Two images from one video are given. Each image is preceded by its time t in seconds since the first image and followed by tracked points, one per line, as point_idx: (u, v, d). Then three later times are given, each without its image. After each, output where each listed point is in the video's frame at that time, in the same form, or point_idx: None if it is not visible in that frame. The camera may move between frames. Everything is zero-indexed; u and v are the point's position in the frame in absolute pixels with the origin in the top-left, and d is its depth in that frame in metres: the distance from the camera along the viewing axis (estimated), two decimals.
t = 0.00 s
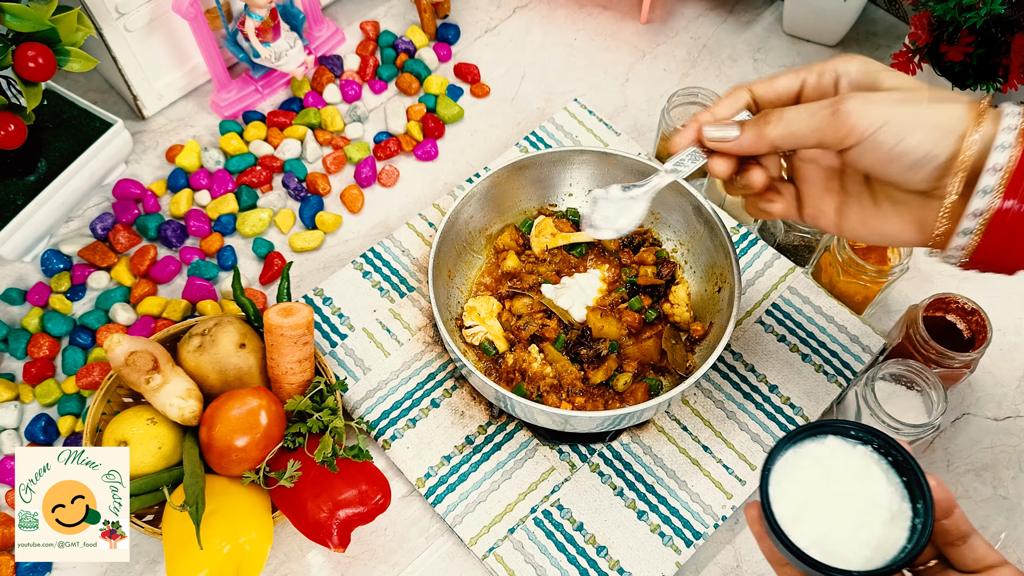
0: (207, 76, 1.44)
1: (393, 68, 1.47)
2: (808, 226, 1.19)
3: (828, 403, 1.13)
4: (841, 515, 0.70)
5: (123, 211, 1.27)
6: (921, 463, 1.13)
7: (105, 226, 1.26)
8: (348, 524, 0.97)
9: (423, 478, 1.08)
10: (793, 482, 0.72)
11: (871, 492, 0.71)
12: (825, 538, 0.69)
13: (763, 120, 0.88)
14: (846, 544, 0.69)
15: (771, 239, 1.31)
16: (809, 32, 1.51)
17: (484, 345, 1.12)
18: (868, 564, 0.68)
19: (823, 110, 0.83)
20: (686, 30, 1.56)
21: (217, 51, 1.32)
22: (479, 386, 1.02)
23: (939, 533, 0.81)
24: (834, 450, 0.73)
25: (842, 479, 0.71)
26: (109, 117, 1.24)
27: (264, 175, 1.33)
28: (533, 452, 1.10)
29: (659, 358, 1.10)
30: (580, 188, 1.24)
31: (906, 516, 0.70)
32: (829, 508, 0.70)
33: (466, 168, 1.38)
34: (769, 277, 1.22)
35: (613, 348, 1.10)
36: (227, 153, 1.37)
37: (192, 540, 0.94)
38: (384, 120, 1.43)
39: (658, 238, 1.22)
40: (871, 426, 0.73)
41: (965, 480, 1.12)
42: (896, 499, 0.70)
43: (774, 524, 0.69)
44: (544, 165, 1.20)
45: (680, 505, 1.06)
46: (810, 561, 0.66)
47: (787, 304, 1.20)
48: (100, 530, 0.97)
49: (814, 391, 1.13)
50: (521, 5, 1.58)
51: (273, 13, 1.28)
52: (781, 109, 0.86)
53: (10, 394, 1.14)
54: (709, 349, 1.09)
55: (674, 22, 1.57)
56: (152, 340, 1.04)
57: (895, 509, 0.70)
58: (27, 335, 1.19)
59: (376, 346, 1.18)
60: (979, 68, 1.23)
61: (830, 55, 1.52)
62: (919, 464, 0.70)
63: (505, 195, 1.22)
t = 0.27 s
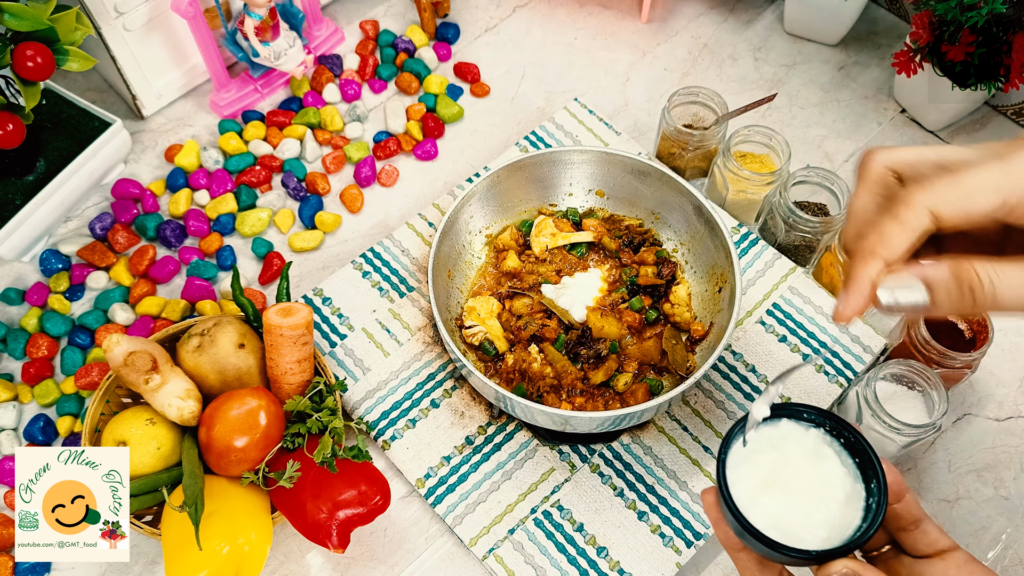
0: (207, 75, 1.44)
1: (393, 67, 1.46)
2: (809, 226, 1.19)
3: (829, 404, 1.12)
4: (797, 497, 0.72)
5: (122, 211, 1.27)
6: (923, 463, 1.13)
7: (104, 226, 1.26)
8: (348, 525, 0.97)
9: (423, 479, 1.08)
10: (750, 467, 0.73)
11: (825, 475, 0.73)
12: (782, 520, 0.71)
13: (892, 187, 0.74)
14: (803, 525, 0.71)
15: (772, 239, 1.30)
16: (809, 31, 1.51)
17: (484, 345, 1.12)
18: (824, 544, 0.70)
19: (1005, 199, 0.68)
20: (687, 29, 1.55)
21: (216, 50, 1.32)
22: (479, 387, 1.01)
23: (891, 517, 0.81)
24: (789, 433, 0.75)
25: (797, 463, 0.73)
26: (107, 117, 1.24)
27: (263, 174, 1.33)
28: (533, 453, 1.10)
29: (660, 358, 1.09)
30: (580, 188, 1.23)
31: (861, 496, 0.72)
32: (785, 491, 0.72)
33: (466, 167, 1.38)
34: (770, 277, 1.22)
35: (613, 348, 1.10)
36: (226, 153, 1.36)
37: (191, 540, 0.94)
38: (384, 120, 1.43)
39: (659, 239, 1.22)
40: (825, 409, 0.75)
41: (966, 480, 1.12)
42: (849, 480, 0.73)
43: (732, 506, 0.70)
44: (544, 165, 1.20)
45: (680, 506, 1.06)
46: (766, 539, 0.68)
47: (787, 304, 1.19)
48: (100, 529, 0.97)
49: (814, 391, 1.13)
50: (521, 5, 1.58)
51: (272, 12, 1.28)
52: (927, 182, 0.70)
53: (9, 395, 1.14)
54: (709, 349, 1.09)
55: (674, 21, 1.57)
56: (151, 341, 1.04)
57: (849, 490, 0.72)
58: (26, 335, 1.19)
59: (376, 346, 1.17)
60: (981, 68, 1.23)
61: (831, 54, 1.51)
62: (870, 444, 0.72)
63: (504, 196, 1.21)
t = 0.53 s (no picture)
0: (206, 75, 1.44)
1: (393, 67, 1.46)
2: (810, 226, 1.19)
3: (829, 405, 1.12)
4: (790, 479, 0.75)
5: (121, 210, 1.27)
6: (924, 464, 1.12)
7: (103, 226, 1.25)
8: (347, 525, 0.96)
9: (422, 479, 1.08)
10: (742, 454, 0.77)
11: (817, 458, 0.76)
12: (774, 500, 0.74)
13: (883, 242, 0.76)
14: (795, 506, 0.73)
15: (773, 239, 1.30)
16: (810, 30, 1.51)
17: (484, 345, 1.11)
18: (817, 524, 0.73)
19: (983, 259, 0.68)
20: (688, 28, 1.55)
21: (215, 49, 1.32)
22: (479, 387, 1.01)
23: (883, 501, 0.86)
24: (780, 417, 0.79)
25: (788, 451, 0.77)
26: (106, 116, 1.23)
27: (262, 174, 1.32)
28: (533, 454, 1.10)
29: (660, 358, 1.09)
30: (580, 188, 1.23)
31: (852, 477, 0.74)
32: (778, 474, 0.75)
33: (466, 167, 1.38)
34: (771, 277, 1.21)
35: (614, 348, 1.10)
36: (226, 152, 1.36)
37: (191, 541, 0.94)
38: (383, 120, 1.43)
39: (659, 238, 1.21)
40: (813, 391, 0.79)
41: (968, 481, 1.11)
42: (841, 462, 0.75)
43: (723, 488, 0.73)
44: (544, 165, 1.20)
45: (680, 507, 1.06)
46: (756, 519, 0.71)
47: (788, 304, 1.19)
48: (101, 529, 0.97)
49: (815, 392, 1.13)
50: (521, 4, 1.58)
51: (271, 11, 1.27)
52: (912, 241, 0.70)
53: (7, 395, 1.13)
54: (709, 349, 1.09)
55: (675, 20, 1.56)
56: (150, 341, 1.03)
57: (840, 471, 0.75)
58: (24, 335, 1.18)
59: (375, 347, 1.17)
60: (982, 68, 1.23)
61: (832, 54, 1.51)
62: (859, 426, 0.75)
63: (504, 196, 1.21)
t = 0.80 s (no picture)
0: (204, 74, 1.44)
1: (392, 66, 1.46)
2: (810, 225, 1.18)
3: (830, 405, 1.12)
4: (784, 463, 0.74)
5: (120, 210, 1.26)
6: (925, 464, 1.12)
7: (102, 226, 1.25)
8: (347, 526, 0.96)
9: (422, 480, 1.07)
10: (734, 442, 0.76)
11: (807, 441, 0.76)
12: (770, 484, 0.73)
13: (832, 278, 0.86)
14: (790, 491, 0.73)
15: (774, 239, 1.30)
16: (811, 29, 1.50)
17: (484, 345, 1.11)
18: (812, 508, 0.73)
19: (889, 244, 0.86)
20: (688, 27, 1.55)
21: (214, 48, 1.31)
22: (479, 387, 1.01)
23: (869, 492, 0.87)
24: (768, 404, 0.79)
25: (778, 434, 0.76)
26: (105, 116, 1.23)
27: (261, 174, 1.32)
28: (533, 454, 1.09)
29: (660, 359, 1.09)
30: (580, 188, 1.23)
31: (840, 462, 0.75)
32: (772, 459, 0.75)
33: (466, 167, 1.37)
34: (772, 277, 1.21)
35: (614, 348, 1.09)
36: (225, 152, 1.36)
37: (190, 542, 0.93)
38: (383, 120, 1.42)
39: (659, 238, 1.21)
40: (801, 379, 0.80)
41: (969, 481, 1.11)
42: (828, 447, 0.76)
43: (717, 473, 0.73)
44: (544, 165, 1.19)
45: (681, 508, 1.05)
46: (749, 503, 0.71)
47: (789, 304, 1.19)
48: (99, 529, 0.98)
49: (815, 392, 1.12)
50: (521, 3, 1.57)
51: (270, 10, 1.27)
52: (836, 254, 0.87)
53: (6, 395, 1.13)
54: (710, 349, 1.08)
55: (675, 19, 1.56)
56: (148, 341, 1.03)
57: (828, 453, 0.76)
58: (23, 336, 1.18)
59: (375, 347, 1.17)
60: (983, 67, 1.23)
61: (833, 53, 1.51)
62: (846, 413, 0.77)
63: (504, 196, 1.21)
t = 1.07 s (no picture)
0: (203, 74, 1.43)
1: (392, 66, 1.45)
2: (811, 225, 1.18)
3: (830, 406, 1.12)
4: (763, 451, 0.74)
5: (119, 210, 1.26)
6: (926, 465, 1.12)
7: (100, 225, 1.25)
8: (346, 527, 0.96)
9: (422, 480, 1.07)
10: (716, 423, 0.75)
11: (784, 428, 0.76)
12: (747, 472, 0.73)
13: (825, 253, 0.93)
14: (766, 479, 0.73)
15: (774, 239, 1.29)
16: (812, 29, 1.50)
17: (483, 345, 1.11)
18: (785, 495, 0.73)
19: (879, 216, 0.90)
20: (689, 27, 1.54)
21: (213, 48, 1.31)
22: (479, 387, 1.00)
23: (853, 480, 0.87)
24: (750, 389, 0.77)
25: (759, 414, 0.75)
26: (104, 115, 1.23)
27: (260, 174, 1.32)
28: (533, 454, 1.09)
29: (660, 359, 1.08)
30: (580, 188, 1.23)
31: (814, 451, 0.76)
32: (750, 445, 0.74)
33: (466, 167, 1.37)
34: (773, 277, 1.21)
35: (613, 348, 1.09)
36: (224, 152, 1.35)
37: (188, 542, 0.93)
38: (382, 119, 1.42)
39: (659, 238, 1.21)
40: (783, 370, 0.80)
41: (970, 482, 1.11)
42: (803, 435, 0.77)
43: (699, 465, 0.74)
44: (544, 165, 1.19)
45: (681, 508, 1.05)
46: (729, 493, 0.70)
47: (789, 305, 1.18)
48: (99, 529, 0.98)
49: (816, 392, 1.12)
50: (521, 2, 1.57)
51: (270, 10, 1.26)
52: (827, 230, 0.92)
53: (4, 395, 1.12)
54: (710, 350, 1.08)
55: (675, 18, 1.56)
56: (147, 341, 1.03)
57: (803, 440, 0.76)
58: (21, 336, 1.18)
59: (374, 347, 1.16)
60: (985, 66, 1.22)
61: (833, 52, 1.51)
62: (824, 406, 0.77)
63: (503, 196, 1.20)
